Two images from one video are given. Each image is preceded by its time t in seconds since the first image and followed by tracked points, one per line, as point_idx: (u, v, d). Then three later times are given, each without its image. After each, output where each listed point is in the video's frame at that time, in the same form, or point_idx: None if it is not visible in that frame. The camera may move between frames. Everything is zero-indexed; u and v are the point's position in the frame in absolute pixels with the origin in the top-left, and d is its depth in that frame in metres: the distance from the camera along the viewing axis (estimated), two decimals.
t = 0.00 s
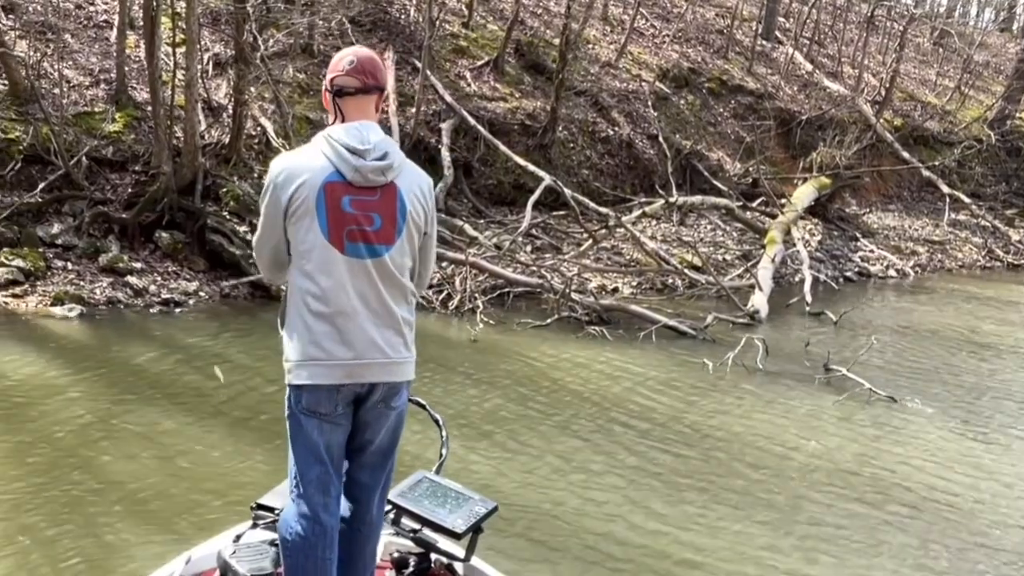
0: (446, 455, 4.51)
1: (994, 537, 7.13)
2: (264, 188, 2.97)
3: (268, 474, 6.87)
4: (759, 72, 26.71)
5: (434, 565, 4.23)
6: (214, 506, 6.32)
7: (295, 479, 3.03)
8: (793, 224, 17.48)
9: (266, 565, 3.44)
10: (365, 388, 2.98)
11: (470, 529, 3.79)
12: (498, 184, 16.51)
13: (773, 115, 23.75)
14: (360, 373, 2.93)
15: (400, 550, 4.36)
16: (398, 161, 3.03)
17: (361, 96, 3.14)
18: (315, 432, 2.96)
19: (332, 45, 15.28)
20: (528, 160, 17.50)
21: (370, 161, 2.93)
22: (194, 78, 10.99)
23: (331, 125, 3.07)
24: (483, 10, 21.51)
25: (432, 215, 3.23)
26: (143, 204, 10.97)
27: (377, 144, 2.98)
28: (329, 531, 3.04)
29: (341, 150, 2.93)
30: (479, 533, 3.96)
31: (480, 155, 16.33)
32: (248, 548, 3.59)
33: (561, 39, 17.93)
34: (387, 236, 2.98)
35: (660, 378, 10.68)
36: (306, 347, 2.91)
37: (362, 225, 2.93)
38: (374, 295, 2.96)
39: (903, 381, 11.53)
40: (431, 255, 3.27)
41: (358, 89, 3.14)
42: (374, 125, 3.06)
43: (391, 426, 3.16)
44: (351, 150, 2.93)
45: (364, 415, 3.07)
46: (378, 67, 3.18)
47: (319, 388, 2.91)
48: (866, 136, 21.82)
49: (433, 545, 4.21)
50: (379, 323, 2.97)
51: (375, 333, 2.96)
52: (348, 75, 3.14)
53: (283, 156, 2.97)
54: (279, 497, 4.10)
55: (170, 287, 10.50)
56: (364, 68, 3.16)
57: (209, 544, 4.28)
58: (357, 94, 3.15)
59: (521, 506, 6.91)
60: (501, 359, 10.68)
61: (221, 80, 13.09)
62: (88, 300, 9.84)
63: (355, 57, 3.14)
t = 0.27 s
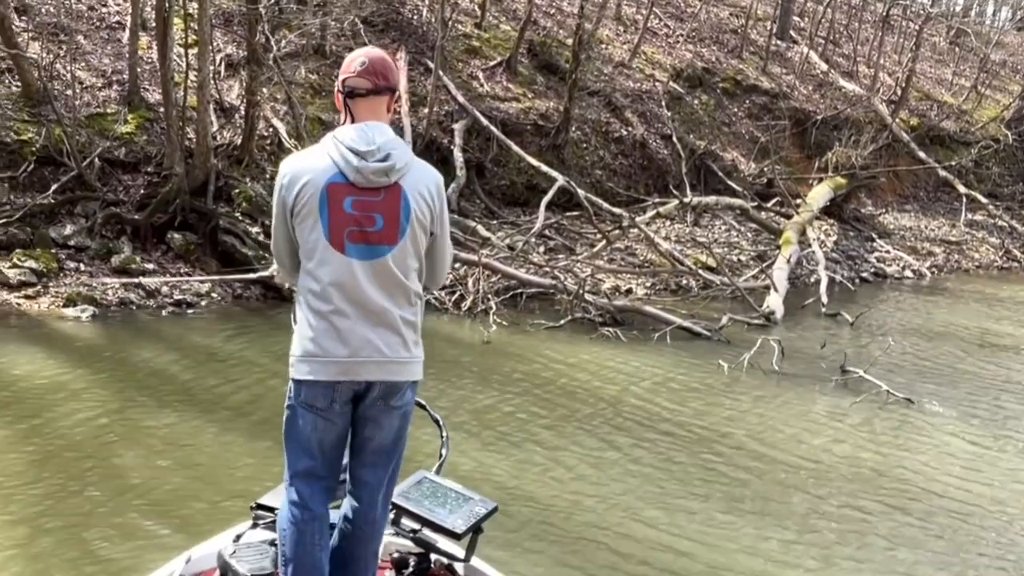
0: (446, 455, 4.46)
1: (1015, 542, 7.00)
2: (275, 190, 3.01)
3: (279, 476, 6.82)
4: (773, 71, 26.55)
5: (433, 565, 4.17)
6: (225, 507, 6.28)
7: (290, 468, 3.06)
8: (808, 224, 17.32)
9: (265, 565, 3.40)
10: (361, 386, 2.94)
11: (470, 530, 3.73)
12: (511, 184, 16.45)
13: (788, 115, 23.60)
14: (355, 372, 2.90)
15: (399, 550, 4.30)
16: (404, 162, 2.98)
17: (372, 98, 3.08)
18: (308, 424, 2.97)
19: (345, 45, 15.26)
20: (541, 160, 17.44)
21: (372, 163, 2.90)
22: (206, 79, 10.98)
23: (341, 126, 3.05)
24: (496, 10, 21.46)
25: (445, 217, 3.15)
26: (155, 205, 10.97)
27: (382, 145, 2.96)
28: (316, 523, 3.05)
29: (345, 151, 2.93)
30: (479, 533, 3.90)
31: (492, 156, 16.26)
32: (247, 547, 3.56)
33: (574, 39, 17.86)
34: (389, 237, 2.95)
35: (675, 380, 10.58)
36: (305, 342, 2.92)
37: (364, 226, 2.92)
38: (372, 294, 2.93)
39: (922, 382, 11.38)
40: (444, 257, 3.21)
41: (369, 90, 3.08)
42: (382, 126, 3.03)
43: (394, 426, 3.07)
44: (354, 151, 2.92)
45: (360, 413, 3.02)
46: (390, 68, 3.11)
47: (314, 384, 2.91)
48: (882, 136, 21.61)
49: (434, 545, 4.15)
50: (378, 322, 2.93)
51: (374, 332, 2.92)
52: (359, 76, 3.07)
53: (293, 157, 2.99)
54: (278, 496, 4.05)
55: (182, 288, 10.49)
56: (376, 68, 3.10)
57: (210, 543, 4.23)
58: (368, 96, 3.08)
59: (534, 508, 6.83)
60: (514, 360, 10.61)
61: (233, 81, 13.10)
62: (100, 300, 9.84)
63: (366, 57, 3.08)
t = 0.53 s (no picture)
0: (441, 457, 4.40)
1: None
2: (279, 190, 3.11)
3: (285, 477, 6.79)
4: (787, 71, 26.37)
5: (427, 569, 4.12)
6: (232, 509, 6.23)
7: (283, 467, 3.08)
8: (822, 224, 17.17)
9: (259, 568, 3.38)
10: (353, 386, 2.97)
11: (464, 533, 3.69)
12: (523, 184, 16.37)
13: (801, 114, 23.43)
14: (346, 371, 2.93)
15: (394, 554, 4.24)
16: (397, 163, 3.00)
17: (370, 99, 3.10)
18: (300, 423, 3.00)
19: (355, 45, 15.23)
20: (553, 160, 17.36)
21: (362, 165, 2.93)
22: (216, 80, 10.97)
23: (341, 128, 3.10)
24: (507, 9, 21.40)
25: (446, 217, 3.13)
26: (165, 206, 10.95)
27: (375, 146, 2.98)
28: (308, 522, 3.06)
29: (338, 153, 2.97)
30: (474, 536, 3.86)
31: (504, 156, 16.20)
32: (242, 551, 3.52)
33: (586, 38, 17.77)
34: (380, 238, 2.97)
35: (687, 381, 10.48)
36: (299, 341, 2.98)
37: (354, 228, 2.96)
38: (363, 295, 2.96)
39: (937, 384, 11.25)
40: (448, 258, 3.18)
41: (368, 91, 3.10)
42: (378, 127, 3.05)
43: (386, 426, 3.08)
44: (347, 153, 2.96)
45: (352, 413, 3.04)
46: (388, 69, 3.12)
47: (305, 382, 2.95)
48: (896, 135, 21.42)
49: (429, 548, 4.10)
50: (368, 323, 2.95)
51: (364, 332, 2.94)
52: (359, 77, 3.09)
53: (295, 157, 3.07)
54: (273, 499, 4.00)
55: (192, 289, 10.46)
56: (376, 68, 3.12)
57: (204, 544, 4.18)
58: (368, 97, 3.10)
59: (543, 511, 6.77)
60: (524, 361, 10.53)
61: (243, 81, 13.08)
62: (110, 301, 9.82)
63: (366, 58, 3.10)
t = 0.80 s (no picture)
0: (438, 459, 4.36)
1: None
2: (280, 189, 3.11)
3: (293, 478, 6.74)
4: (801, 70, 26.19)
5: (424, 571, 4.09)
6: (239, 511, 6.18)
7: (278, 467, 3.08)
8: (836, 225, 17.01)
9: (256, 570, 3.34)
10: (348, 389, 2.97)
11: (462, 535, 3.66)
12: (534, 184, 16.29)
13: (815, 114, 23.26)
14: (341, 373, 2.93)
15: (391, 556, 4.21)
16: (400, 167, 3.00)
17: (373, 101, 3.10)
18: (295, 423, 3.00)
19: (366, 45, 15.19)
20: (565, 160, 17.27)
21: (364, 168, 2.93)
22: (226, 80, 10.95)
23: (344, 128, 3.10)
24: (519, 9, 21.33)
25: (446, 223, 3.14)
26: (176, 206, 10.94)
27: (379, 150, 2.98)
28: (303, 521, 3.06)
29: (341, 156, 2.97)
30: (471, 539, 3.83)
31: (515, 156, 16.13)
32: (239, 554, 3.49)
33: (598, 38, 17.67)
34: (379, 243, 2.97)
35: (699, 383, 10.38)
36: (295, 342, 2.98)
37: (355, 231, 2.96)
38: (360, 299, 2.96)
39: (953, 386, 11.10)
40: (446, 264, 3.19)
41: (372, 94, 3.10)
42: (381, 130, 3.05)
43: (382, 429, 3.08)
44: (350, 156, 2.96)
45: (347, 414, 3.03)
46: (392, 71, 3.12)
47: (301, 384, 2.95)
48: (911, 135, 21.22)
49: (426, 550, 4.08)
50: (365, 326, 2.95)
51: (359, 335, 2.94)
52: (363, 79, 3.09)
53: (297, 157, 3.07)
54: (270, 500, 3.97)
55: (202, 289, 10.44)
56: (379, 71, 3.11)
57: (202, 545, 4.14)
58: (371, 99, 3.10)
59: (552, 513, 6.69)
60: (535, 363, 10.45)
61: (254, 81, 13.07)
62: (120, 302, 9.80)
63: (370, 60, 3.10)
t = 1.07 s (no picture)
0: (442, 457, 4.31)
1: None
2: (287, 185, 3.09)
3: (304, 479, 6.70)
4: (816, 71, 26.00)
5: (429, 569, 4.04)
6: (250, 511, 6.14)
7: (283, 465, 3.06)
8: (853, 226, 16.85)
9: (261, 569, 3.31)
10: (354, 388, 2.96)
11: (466, 534, 3.60)
12: (548, 185, 16.21)
13: (831, 115, 23.09)
14: (348, 373, 2.92)
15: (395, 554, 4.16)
16: (411, 167, 3.01)
17: (383, 100, 3.11)
18: (301, 423, 2.98)
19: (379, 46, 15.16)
20: (578, 161, 17.19)
21: (376, 169, 2.93)
22: (239, 80, 10.93)
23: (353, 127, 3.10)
24: (532, 9, 21.25)
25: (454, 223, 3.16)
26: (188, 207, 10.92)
27: (390, 150, 2.98)
28: (308, 520, 3.04)
29: (352, 155, 2.97)
30: (475, 538, 3.78)
31: (529, 157, 16.05)
32: (243, 553, 3.45)
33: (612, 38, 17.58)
34: (389, 243, 2.97)
35: (714, 385, 10.28)
36: (302, 341, 2.96)
37: (366, 230, 2.96)
38: (368, 299, 2.96)
39: (972, 389, 10.94)
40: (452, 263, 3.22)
41: (382, 94, 3.10)
42: (392, 130, 3.06)
43: (387, 427, 3.07)
44: (362, 155, 2.96)
45: (353, 413, 3.03)
46: (403, 71, 3.12)
47: (307, 383, 2.94)
48: (928, 136, 21.03)
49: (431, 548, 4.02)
50: (372, 326, 2.95)
51: (367, 335, 2.94)
52: (373, 79, 3.09)
53: (307, 155, 3.06)
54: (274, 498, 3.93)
55: (215, 290, 10.42)
56: (390, 70, 3.11)
57: (207, 546, 4.10)
58: (382, 99, 3.11)
59: (566, 514, 6.61)
60: (549, 364, 10.36)
61: (267, 82, 13.06)
62: (133, 302, 9.79)
63: (379, 59, 3.10)
